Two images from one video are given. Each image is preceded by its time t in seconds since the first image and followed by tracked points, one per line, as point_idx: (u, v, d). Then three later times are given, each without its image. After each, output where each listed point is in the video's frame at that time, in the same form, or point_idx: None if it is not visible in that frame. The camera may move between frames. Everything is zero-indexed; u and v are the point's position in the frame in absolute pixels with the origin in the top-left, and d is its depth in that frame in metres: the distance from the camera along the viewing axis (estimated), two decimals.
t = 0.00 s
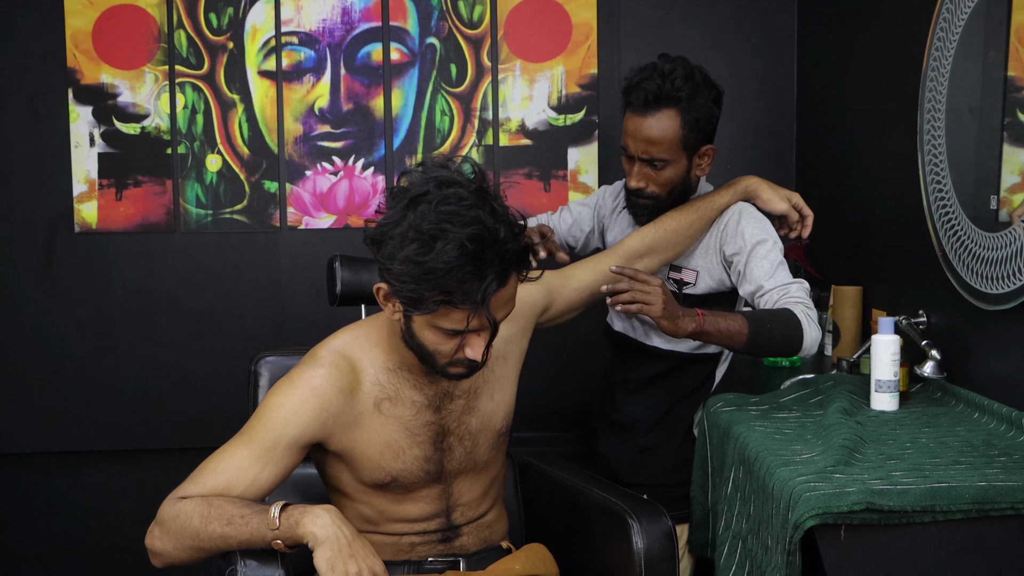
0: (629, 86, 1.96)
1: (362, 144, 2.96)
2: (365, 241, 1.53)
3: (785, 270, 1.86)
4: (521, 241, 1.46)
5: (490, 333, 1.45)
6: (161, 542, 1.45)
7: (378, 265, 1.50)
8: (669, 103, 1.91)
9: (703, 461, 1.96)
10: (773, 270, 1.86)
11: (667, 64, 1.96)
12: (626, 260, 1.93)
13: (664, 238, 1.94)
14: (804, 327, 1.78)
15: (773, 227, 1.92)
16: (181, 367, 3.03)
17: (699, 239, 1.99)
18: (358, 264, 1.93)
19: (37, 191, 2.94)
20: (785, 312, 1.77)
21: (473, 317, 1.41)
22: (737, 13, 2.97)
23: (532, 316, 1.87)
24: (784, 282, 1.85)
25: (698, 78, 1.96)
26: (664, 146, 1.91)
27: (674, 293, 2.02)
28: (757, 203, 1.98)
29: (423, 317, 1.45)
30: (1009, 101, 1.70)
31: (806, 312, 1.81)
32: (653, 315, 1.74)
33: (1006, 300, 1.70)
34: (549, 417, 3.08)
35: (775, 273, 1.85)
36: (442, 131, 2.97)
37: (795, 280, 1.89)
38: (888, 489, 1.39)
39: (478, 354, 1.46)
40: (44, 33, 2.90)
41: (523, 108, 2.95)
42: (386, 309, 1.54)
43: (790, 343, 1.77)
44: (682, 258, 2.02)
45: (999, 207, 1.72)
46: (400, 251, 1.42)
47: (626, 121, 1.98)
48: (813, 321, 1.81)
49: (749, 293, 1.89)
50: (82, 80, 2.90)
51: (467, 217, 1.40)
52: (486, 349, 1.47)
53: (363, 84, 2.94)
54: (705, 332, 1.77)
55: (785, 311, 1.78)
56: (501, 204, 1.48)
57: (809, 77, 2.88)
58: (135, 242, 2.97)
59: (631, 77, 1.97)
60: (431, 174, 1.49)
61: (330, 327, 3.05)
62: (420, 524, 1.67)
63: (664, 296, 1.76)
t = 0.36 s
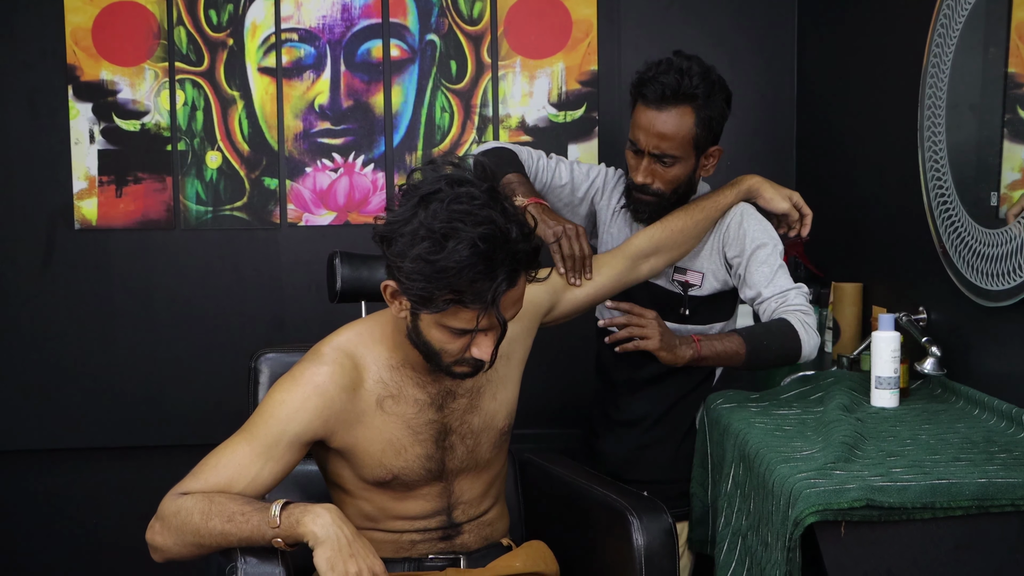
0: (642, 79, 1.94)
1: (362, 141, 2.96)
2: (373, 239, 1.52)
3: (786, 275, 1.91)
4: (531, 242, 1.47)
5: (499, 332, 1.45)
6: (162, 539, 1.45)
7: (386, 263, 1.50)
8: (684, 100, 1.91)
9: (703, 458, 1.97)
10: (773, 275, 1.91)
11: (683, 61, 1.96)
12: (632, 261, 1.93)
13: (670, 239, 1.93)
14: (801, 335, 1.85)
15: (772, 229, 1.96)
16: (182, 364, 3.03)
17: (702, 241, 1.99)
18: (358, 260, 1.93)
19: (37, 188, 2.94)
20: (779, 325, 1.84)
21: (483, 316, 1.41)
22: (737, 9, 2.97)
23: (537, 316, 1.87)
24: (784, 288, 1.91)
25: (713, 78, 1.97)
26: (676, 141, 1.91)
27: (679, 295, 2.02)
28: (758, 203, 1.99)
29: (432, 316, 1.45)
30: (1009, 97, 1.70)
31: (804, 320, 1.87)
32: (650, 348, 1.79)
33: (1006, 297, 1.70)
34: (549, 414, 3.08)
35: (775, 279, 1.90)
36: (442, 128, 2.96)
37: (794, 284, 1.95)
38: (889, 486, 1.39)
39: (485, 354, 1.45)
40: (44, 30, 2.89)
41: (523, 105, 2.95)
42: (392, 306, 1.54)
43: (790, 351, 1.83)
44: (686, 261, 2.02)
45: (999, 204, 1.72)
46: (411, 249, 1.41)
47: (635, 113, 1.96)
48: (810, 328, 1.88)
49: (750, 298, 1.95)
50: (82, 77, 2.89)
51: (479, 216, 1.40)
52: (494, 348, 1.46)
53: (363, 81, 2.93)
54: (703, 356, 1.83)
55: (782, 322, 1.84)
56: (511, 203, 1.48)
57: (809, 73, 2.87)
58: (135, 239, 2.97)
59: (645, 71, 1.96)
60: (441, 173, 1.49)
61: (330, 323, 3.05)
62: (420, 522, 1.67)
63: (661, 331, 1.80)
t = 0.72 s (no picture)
0: (660, 85, 1.91)
1: (362, 140, 2.96)
2: (372, 238, 1.52)
3: (795, 274, 1.92)
4: (530, 241, 1.47)
5: (497, 332, 1.45)
6: (161, 537, 1.45)
7: (385, 263, 1.50)
8: (701, 113, 1.88)
9: (704, 456, 1.97)
10: (782, 274, 1.91)
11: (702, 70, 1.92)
12: (632, 258, 1.94)
13: (671, 238, 1.94)
14: (815, 334, 1.84)
15: (780, 229, 1.96)
16: (181, 362, 3.03)
17: (707, 241, 1.99)
18: (358, 259, 1.93)
19: (37, 187, 2.94)
20: (795, 323, 1.83)
21: (482, 316, 1.41)
22: (736, 7, 2.97)
23: (537, 313, 1.88)
24: (794, 287, 1.91)
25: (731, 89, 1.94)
26: (689, 153, 1.89)
27: (684, 296, 2.02)
28: (766, 203, 1.99)
29: (430, 315, 1.45)
30: (1009, 96, 1.70)
31: (817, 318, 1.87)
32: (667, 347, 1.80)
33: (1006, 296, 1.70)
34: (549, 413, 3.08)
35: (784, 278, 1.91)
36: (442, 127, 2.96)
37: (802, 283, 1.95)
38: (889, 486, 1.39)
39: (485, 354, 1.45)
40: (44, 29, 2.89)
41: (523, 104, 2.95)
42: (391, 306, 1.54)
43: (803, 350, 1.83)
44: (690, 261, 2.02)
45: (999, 203, 1.72)
46: (409, 250, 1.42)
47: (648, 118, 1.93)
48: (823, 326, 1.88)
49: (759, 298, 1.95)
50: (82, 76, 2.89)
51: (477, 216, 1.40)
52: (493, 348, 1.46)
53: (363, 80, 2.93)
54: (718, 353, 1.82)
55: (796, 320, 1.84)
56: (510, 202, 1.48)
57: (808, 72, 2.87)
58: (134, 238, 2.97)
59: (662, 77, 1.92)
60: (440, 173, 1.49)
61: (330, 322, 3.05)
62: (421, 521, 1.68)
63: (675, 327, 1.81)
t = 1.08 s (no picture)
0: (654, 95, 1.90)
1: (362, 140, 2.96)
2: (371, 233, 1.52)
3: (795, 274, 1.91)
4: (527, 233, 1.47)
5: (495, 324, 1.45)
6: (162, 536, 1.45)
7: (383, 257, 1.50)
8: (692, 124, 1.86)
9: (703, 457, 1.97)
10: (782, 273, 1.90)
11: (697, 78, 1.90)
12: (629, 259, 1.95)
13: (668, 240, 1.95)
14: (814, 332, 1.84)
15: (781, 232, 1.95)
16: (181, 363, 3.03)
17: (707, 241, 1.99)
18: (358, 260, 1.93)
19: (37, 187, 2.94)
20: (794, 320, 1.83)
21: (481, 307, 1.41)
22: (737, 8, 2.97)
23: (533, 312, 1.87)
24: (794, 286, 1.90)
25: (727, 98, 1.91)
26: (681, 164, 1.89)
27: (681, 295, 2.03)
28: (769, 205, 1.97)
29: (429, 307, 1.45)
30: (1009, 96, 1.70)
31: (817, 318, 1.86)
32: (667, 332, 1.78)
33: (1006, 296, 1.70)
34: (549, 413, 3.08)
35: (784, 277, 1.90)
36: (442, 127, 2.96)
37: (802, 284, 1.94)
38: (888, 485, 1.39)
39: (483, 346, 1.46)
40: (44, 29, 2.89)
41: (523, 104, 2.95)
42: (390, 301, 1.54)
43: (803, 347, 1.83)
44: (689, 260, 2.02)
45: (999, 203, 1.72)
46: (408, 241, 1.42)
47: (643, 128, 1.92)
48: (822, 326, 1.87)
49: (758, 298, 1.93)
50: (81, 76, 2.89)
51: (475, 207, 1.40)
52: (491, 341, 1.47)
53: (363, 80, 2.93)
54: (718, 343, 1.81)
55: (795, 317, 1.84)
56: (507, 195, 1.48)
57: (809, 72, 2.87)
58: (134, 238, 2.97)
59: (656, 86, 1.91)
60: (437, 167, 1.49)
61: (330, 322, 3.05)
62: (420, 519, 1.67)
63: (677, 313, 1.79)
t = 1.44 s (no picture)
0: (649, 93, 1.91)
1: (362, 142, 2.96)
2: (372, 234, 1.52)
3: (788, 278, 1.91)
4: (529, 233, 1.47)
5: (497, 323, 1.46)
6: (162, 538, 1.45)
7: (385, 256, 1.50)
8: (687, 119, 1.87)
9: (703, 459, 1.97)
10: (776, 277, 1.90)
11: (692, 76, 1.90)
12: (626, 261, 1.95)
13: (665, 242, 1.95)
14: (802, 336, 1.84)
15: (778, 234, 1.95)
16: (181, 365, 3.03)
17: (704, 243, 1.99)
18: (358, 261, 1.93)
19: (37, 188, 2.94)
20: (783, 321, 1.83)
21: (482, 307, 1.42)
22: (737, 10, 2.97)
23: (532, 313, 1.87)
24: (786, 290, 1.90)
25: (722, 95, 1.91)
26: (677, 160, 1.89)
27: (678, 295, 2.03)
28: (766, 208, 1.98)
29: (431, 307, 1.45)
30: (1009, 98, 1.70)
31: (807, 322, 1.87)
32: (644, 310, 1.81)
33: (1006, 298, 1.70)
34: (549, 415, 3.08)
35: (777, 280, 1.90)
36: (442, 129, 2.96)
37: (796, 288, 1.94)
38: (889, 487, 1.39)
39: (485, 346, 1.46)
40: (44, 31, 2.90)
41: (523, 106, 2.95)
42: (391, 301, 1.54)
43: (792, 346, 1.82)
44: (687, 261, 2.02)
45: (999, 205, 1.72)
46: (410, 240, 1.42)
47: (640, 126, 1.93)
48: (812, 330, 1.87)
49: (751, 299, 1.94)
50: (81, 78, 2.89)
51: (477, 206, 1.40)
52: (493, 340, 1.47)
53: (363, 82, 2.94)
54: (698, 332, 1.83)
55: (785, 319, 1.84)
56: (508, 195, 1.48)
57: (809, 74, 2.87)
58: (134, 240, 2.97)
59: (653, 84, 1.92)
60: (439, 167, 1.49)
61: (330, 324, 3.05)
62: (420, 521, 1.67)
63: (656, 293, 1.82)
